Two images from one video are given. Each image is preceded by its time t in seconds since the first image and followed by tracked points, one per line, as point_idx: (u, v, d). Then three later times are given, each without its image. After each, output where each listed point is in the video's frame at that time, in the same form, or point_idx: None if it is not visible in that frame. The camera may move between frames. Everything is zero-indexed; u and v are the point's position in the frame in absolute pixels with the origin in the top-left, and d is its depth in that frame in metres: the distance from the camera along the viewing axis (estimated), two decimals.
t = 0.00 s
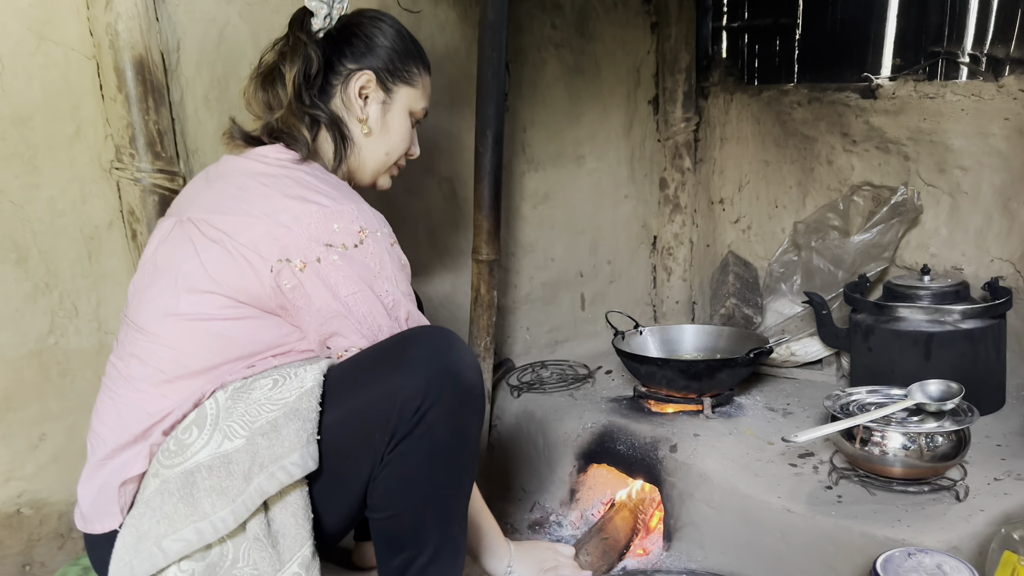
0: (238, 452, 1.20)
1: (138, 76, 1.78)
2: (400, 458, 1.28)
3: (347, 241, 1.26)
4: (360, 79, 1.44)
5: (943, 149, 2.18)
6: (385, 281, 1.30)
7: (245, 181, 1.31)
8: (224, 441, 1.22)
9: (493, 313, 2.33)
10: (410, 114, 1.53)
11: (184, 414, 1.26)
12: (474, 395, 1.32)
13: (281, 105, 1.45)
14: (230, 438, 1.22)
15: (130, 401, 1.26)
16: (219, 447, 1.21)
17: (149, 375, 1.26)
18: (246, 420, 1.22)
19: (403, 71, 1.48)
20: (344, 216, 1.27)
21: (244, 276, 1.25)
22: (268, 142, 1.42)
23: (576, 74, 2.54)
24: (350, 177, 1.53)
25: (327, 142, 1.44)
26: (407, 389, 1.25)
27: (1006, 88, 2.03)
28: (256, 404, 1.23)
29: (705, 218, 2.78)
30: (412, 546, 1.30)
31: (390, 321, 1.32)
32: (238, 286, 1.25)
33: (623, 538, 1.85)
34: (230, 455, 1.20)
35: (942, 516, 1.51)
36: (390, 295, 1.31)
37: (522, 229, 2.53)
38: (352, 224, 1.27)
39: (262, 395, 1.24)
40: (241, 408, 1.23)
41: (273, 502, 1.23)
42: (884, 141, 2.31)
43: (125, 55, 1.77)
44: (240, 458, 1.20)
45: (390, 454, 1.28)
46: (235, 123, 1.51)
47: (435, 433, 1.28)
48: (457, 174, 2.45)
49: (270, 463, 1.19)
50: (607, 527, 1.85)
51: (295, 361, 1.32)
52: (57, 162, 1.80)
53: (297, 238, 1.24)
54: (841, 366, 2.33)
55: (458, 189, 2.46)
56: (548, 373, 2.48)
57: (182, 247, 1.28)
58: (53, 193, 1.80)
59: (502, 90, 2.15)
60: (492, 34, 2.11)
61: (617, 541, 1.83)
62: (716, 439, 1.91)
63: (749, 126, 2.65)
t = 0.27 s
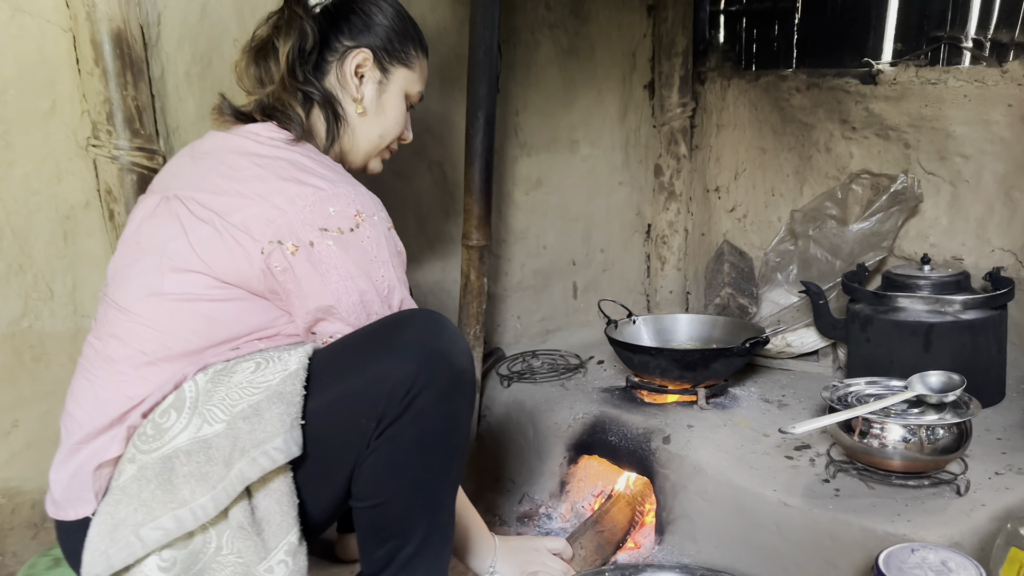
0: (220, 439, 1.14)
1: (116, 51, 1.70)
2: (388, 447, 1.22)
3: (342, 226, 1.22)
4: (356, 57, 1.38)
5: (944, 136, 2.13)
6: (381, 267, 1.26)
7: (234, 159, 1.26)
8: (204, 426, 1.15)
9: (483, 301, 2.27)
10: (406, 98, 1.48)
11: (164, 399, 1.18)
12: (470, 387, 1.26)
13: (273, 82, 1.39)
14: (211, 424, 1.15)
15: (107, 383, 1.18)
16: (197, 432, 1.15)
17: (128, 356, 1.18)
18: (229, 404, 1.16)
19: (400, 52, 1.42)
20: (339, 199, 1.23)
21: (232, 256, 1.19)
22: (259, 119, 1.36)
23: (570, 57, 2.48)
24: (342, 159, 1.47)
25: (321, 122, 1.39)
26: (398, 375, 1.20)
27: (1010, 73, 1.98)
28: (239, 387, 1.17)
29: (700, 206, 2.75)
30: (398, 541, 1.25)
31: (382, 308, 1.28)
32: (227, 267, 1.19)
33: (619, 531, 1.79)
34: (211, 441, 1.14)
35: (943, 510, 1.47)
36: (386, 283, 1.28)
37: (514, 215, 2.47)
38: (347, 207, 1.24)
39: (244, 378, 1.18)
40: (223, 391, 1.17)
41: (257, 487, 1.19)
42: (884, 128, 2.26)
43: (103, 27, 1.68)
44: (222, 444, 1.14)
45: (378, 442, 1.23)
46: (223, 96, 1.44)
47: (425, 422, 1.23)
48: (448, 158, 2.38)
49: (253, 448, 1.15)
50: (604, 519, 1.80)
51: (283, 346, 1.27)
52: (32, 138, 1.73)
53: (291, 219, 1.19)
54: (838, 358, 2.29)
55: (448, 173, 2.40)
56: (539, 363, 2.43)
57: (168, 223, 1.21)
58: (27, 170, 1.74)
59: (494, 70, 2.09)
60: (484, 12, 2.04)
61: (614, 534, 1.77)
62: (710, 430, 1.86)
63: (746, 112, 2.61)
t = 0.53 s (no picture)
0: (174, 447, 1.01)
1: (74, 22, 1.57)
2: (359, 460, 1.08)
3: (314, 215, 1.10)
4: (333, 30, 1.25)
5: (958, 126, 2.02)
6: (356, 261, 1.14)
7: (196, 139, 1.13)
8: (155, 433, 1.02)
9: (470, 295, 2.15)
10: (386, 77, 1.34)
11: (113, 402, 1.06)
12: (450, 390, 1.14)
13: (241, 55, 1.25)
14: (163, 431, 1.03)
15: (51, 384, 1.05)
16: (148, 441, 1.02)
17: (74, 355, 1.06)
18: (184, 409, 1.04)
19: (381, 26, 1.29)
20: (311, 185, 1.11)
21: (191, 244, 1.06)
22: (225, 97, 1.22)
23: (565, 38, 2.35)
24: (316, 142, 1.33)
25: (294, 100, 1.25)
26: (372, 377, 1.07)
27: None
28: (195, 391, 1.05)
29: (699, 196, 2.63)
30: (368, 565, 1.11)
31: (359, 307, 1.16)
32: (186, 257, 1.06)
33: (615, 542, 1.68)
34: (163, 449, 1.01)
35: (961, 528, 1.36)
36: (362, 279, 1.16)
37: (504, 205, 2.34)
38: (320, 194, 1.11)
39: (200, 381, 1.06)
40: (177, 395, 1.04)
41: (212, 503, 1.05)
42: (895, 117, 2.15)
43: None
44: (175, 453, 1.01)
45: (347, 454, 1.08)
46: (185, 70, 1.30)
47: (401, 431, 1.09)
48: (435, 144, 2.25)
49: (209, 460, 1.01)
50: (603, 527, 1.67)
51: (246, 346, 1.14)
52: None
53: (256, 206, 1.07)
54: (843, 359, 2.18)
55: (435, 159, 2.26)
56: (529, 360, 2.31)
57: (121, 209, 1.08)
58: None
59: (484, 50, 1.96)
60: None
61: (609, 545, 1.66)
62: (709, 437, 1.75)
63: (749, 99, 2.50)
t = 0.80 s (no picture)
0: (129, 448, 0.88)
1: None
2: (336, 462, 0.96)
3: (288, 185, 0.97)
4: None
5: (984, 103, 1.91)
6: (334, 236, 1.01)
7: (158, 99, 1.00)
8: (107, 431, 0.89)
9: (463, 280, 2.03)
10: (372, 40, 1.17)
11: (62, 395, 0.93)
12: (441, 386, 1.01)
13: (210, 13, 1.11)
14: (117, 429, 0.89)
15: None
16: (99, 440, 0.88)
17: (20, 341, 0.94)
18: (142, 404, 0.90)
19: None
20: (285, 150, 0.98)
21: (150, 216, 0.93)
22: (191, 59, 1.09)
23: (565, 7, 2.21)
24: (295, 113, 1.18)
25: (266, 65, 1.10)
26: (351, 370, 0.94)
27: None
28: (154, 383, 0.91)
29: (705, 176, 2.50)
30: None
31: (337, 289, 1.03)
32: (145, 231, 0.94)
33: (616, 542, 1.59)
34: (117, 450, 0.88)
35: (992, 537, 1.26)
36: (341, 257, 1.03)
37: (499, 184, 2.22)
38: (295, 160, 0.98)
39: (160, 372, 0.92)
40: (134, 388, 0.91)
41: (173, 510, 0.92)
42: (915, 93, 2.03)
43: None
44: (130, 454, 0.88)
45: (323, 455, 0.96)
46: (150, 27, 1.16)
47: (384, 431, 0.97)
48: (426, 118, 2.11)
49: (166, 463, 0.88)
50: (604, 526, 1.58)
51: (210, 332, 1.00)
52: None
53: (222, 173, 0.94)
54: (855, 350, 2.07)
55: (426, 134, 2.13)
56: (524, 348, 2.20)
57: (75, 176, 0.96)
58: None
59: (479, 16, 1.83)
60: None
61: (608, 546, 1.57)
62: (717, 433, 1.64)
63: (758, 74, 2.37)
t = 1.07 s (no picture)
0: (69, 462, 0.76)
1: None
2: (300, 479, 0.87)
3: (250, 165, 0.87)
4: None
5: (991, 87, 1.82)
6: (304, 220, 0.92)
7: (106, 76, 0.90)
8: (46, 444, 0.78)
9: (447, 270, 1.94)
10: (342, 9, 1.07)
11: None
12: (415, 394, 0.93)
13: None
14: (59, 441, 0.78)
15: None
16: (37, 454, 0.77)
17: None
18: (86, 414, 0.80)
19: None
20: (247, 126, 0.88)
21: (96, 201, 0.84)
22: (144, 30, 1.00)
23: None
24: (259, 91, 1.08)
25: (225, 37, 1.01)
26: (315, 379, 0.86)
27: None
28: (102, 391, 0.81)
29: (699, 162, 2.41)
30: None
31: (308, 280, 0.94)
32: (89, 219, 0.84)
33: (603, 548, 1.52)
34: (55, 465, 0.76)
35: (1002, 548, 1.19)
36: (312, 244, 0.94)
37: (486, 169, 2.12)
38: (259, 137, 0.89)
39: (107, 377, 0.83)
40: (80, 396, 0.81)
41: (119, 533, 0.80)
42: (918, 77, 1.95)
43: None
44: (71, 468, 0.76)
45: (285, 472, 0.87)
46: None
47: (352, 444, 0.88)
48: (408, 99, 2.01)
49: (110, 481, 0.76)
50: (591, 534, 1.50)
51: (165, 330, 0.91)
52: None
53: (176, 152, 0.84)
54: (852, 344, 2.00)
55: (409, 116, 2.03)
56: (511, 341, 2.12)
57: (13, 161, 0.87)
58: None
59: None
60: None
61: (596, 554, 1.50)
62: (711, 433, 1.57)
63: (755, 56, 2.29)
